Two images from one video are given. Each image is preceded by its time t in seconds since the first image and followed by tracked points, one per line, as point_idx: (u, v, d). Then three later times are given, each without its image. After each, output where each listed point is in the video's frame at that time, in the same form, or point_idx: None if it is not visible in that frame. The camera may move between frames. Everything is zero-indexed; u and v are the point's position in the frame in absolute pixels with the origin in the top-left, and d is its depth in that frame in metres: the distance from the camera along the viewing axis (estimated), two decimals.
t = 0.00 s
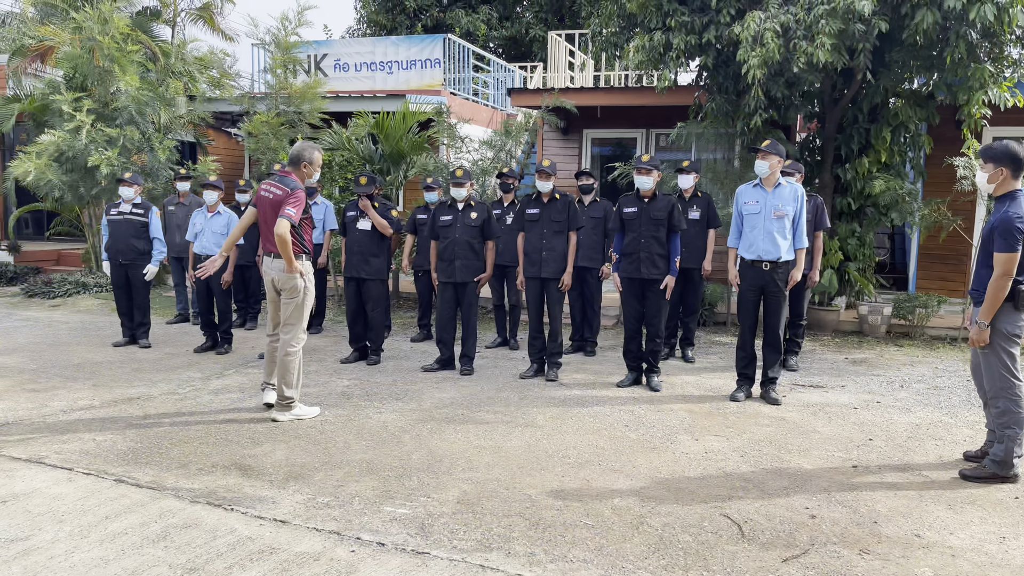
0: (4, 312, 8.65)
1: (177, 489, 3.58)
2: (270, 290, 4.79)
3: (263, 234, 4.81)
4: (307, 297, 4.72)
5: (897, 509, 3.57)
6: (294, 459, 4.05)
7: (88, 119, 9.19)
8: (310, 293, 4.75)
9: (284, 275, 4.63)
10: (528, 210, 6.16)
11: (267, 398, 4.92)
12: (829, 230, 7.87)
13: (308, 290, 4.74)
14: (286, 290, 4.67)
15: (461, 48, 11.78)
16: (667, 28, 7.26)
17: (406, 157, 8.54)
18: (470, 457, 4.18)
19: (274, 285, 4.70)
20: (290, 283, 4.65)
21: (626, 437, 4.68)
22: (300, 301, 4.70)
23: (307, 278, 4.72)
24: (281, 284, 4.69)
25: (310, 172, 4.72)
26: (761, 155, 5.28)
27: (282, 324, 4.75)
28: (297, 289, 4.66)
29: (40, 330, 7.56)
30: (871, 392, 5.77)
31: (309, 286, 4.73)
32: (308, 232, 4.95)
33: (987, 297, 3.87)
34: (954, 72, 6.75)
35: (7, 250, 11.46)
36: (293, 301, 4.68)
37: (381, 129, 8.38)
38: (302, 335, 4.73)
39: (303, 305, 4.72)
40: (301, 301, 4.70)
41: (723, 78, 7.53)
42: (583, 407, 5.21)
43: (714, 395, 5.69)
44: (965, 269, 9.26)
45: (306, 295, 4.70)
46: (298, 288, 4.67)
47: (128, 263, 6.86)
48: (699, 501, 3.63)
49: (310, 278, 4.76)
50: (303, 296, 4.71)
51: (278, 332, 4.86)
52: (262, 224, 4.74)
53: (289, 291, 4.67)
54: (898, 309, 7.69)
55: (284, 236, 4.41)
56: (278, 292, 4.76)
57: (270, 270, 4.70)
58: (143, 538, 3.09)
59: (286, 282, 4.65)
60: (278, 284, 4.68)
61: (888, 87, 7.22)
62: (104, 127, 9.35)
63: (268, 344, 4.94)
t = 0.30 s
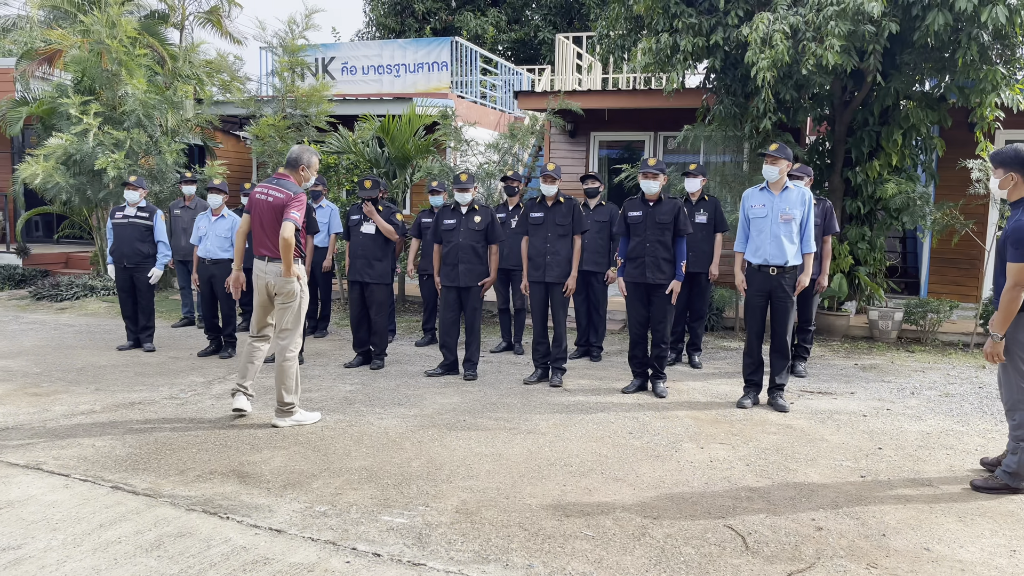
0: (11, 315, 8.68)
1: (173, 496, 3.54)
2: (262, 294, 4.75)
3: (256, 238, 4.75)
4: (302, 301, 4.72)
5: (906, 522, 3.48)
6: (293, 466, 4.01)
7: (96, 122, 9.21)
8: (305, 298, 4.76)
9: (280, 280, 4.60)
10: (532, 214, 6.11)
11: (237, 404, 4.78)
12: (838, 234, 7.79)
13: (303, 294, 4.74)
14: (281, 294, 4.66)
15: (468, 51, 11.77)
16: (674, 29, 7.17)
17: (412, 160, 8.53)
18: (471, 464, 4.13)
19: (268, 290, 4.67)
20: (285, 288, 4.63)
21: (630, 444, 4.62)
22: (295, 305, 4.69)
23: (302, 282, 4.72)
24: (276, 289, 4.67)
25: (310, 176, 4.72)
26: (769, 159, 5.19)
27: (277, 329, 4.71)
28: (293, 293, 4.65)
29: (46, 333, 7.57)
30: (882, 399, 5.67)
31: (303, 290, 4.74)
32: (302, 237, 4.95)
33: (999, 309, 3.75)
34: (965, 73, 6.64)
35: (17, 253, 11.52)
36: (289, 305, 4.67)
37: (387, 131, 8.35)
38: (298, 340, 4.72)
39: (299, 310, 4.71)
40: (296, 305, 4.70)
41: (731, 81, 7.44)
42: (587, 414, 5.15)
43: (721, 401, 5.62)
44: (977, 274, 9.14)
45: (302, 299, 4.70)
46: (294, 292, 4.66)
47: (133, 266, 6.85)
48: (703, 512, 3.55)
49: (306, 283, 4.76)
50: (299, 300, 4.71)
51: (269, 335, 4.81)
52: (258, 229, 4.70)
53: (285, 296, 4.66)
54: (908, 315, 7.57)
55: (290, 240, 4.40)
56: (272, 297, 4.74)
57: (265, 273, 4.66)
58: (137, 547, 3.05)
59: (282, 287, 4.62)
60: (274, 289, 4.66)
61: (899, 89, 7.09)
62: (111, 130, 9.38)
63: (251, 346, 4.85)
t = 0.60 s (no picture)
0: (21, 320, 8.72)
1: (174, 505, 3.52)
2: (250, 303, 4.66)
3: (241, 247, 4.69)
4: (292, 307, 4.65)
5: (916, 536, 3.42)
6: (295, 474, 3.98)
7: (104, 127, 9.24)
8: (295, 303, 4.69)
9: (267, 286, 4.56)
10: (538, 219, 6.05)
11: (217, 419, 4.52)
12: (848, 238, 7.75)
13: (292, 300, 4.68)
14: (270, 301, 4.59)
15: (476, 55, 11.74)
16: (682, 31, 7.12)
17: (419, 165, 8.51)
18: (475, 472, 4.09)
19: (255, 297, 4.58)
20: (273, 293, 4.58)
21: (637, 451, 4.58)
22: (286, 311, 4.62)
23: (290, 287, 4.66)
24: (263, 295, 4.60)
25: (289, 180, 4.63)
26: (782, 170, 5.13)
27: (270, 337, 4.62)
28: (281, 299, 4.59)
29: (54, 338, 7.59)
30: (893, 407, 5.60)
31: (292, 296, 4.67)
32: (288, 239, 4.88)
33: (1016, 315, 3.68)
34: (977, 77, 6.55)
35: (27, 258, 11.58)
36: (281, 311, 4.60)
37: (394, 136, 8.34)
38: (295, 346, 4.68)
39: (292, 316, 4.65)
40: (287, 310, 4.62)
41: (739, 84, 7.40)
42: (593, 421, 5.10)
43: (730, 408, 5.56)
44: (990, 279, 9.03)
45: (292, 304, 4.64)
46: (283, 298, 4.60)
47: (139, 272, 6.89)
48: (708, 524, 3.51)
49: (294, 289, 4.70)
50: (289, 306, 4.64)
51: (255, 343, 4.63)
52: (241, 237, 4.64)
53: (274, 302, 4.59)
54: (920, 321, 7.48)
55: (270, 245, 4.37)
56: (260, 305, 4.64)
57: (251, 280, 4.59)
58: (135, 557, 3.03)
59: (270, 293, 4.57)
60: (261, 296, 4.59)
61: (910, 93, 7.00)
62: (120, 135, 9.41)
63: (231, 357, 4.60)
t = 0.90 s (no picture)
0: (28, 326, 8.73)
1: (178, 515, 3.49)
2: (234, 313, 4.55)
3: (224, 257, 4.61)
4: (276, 312, 4.53)
5: (929, 547, 3.36)
6: (300, 483, 3.95)
7: (111, 134, 9.26)
8: (279, 308, 4.56)
9: (247, 294, 4.44)
10: (545, 225, 6.00)
11: (220, 437, 4.48)
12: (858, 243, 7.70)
13: (275, 305, 4.55)
14: (251, 309, 4.47)
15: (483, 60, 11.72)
16: (690, 35, 7.09)
17: (425, 170, 8.50)
18: (482, 481, 4.05)
19: (237, 305, 4.48)
20: (254, 302, 4.45)
21: (644, 459, 4.53)
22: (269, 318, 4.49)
23: (271, 293, 4.52)
24: (244, 304, 4.47)
25: (266, 186, 4.54)
26: (791, 176, 5.08)
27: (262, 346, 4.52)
28: (262, 307, 4.46)
29: (60, 345, 7.60)
30: (904, 414, 5.54)
31: (274, 301, 4.53)
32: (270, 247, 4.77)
33: None
34: (987, 80, 6.49)
35: (35, 264, 11.62)
36: (266, 319, 4.48)
37: (400, 142, 8.35)
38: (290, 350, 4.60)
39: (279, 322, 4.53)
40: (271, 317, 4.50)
41: (747, 88, 7.36)
42: (601, 429, 5.05)
43: (739, 415, 5.51)
44: (1001, 283, 8.94)
45: (274, 310, 4.51)
46: (265, 305, 4.48)
47: (145, 278, 6.87)
48: (717, 535, 3.46)
49: (276, 295, 4.57)
50: (273, 312, 4.51)
51: (244, 354, 4.52)
52: (222, 247, 4.55)
53: (256, 311, 4.47)
54: (931, 326, 7.40)
55: (243, 252, 4.27)
56: (243, 314, 4.53)
57: (233, 290, 4.48)
58: (138, 568, 3.00)
59: (250, 302, 4.45)
60: (242, 305, 4.48)
61: (920, 97, 6.97)
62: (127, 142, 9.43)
63: (224, 371, 4.51)
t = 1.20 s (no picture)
0: (31, 333, 8.73)
1: (181, 523, 3.48)
2: (226, 319, 4.51)
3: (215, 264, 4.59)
4: (264, 314, 4.46)
5: (937, 554, 3.34)
6: (303, 491, 3.94)
7: (114, 141, 9.28)
8: (268, 309, 4.48)
9: (233, 298, 4.38)
10: (547, 230, 6.00)
11: (222, 446, 4.47)
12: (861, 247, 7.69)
13: (263, 307, 4.47)
14: (240, 313, 4.41)
15: (485, 65, 11.73)
16: (692, 40, 7.08)
17: (428, 176, 8.50)
18: (486, 488, 4.04)
19: (226, 310, 4.44)
20: (241, 305, 4.39)
21: (648, 465, 4.51)
22: (257, 320, 4.42)
23: (258, 295, 4.45)
24: (233, 309, 4.43)
25: (254, 191, 4.47)
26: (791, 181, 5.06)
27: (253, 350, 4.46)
28: (250, 309, 4.40)
29: (63, 351, 7.61)
30: (910, 419, 5.51)
31: (262, 303, 4.46)
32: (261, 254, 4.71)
33: None
34: (991, 84, 6.47)
35: (39, 271, 11.64)
36: (254, 321, 4.42)
37: (403, 148, 8.36)
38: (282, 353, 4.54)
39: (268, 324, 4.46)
40: (260, 319, 4.43)
41: (749, 92, 7.35)
42: (605, 435, 5.04)
43: (743, 421, 5.49)
44: (1005, 287, 8.91)
45: (261, 312, 4.42)
46: (252, 308, 4.40)
47: (148, 285, 6.87)
48: (722, 542, 3.44)
49: (264, 296, 4.48)
50: (260, 315, 4.43)
51: (238, 362, 4.48)
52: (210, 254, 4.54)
53: (244, 315, 4.41)
54: (935, 330, 7.38)
55: (222, 252, 4.19)
56: (233, 320, 4.48)
57: (221, 295, 4.45)
58: None
59: (237, 305, 4.39)
60: (231, 310, 4.43)
61: (923, 100, 6.96)
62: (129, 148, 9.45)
63: (220, 380, 4.48)
